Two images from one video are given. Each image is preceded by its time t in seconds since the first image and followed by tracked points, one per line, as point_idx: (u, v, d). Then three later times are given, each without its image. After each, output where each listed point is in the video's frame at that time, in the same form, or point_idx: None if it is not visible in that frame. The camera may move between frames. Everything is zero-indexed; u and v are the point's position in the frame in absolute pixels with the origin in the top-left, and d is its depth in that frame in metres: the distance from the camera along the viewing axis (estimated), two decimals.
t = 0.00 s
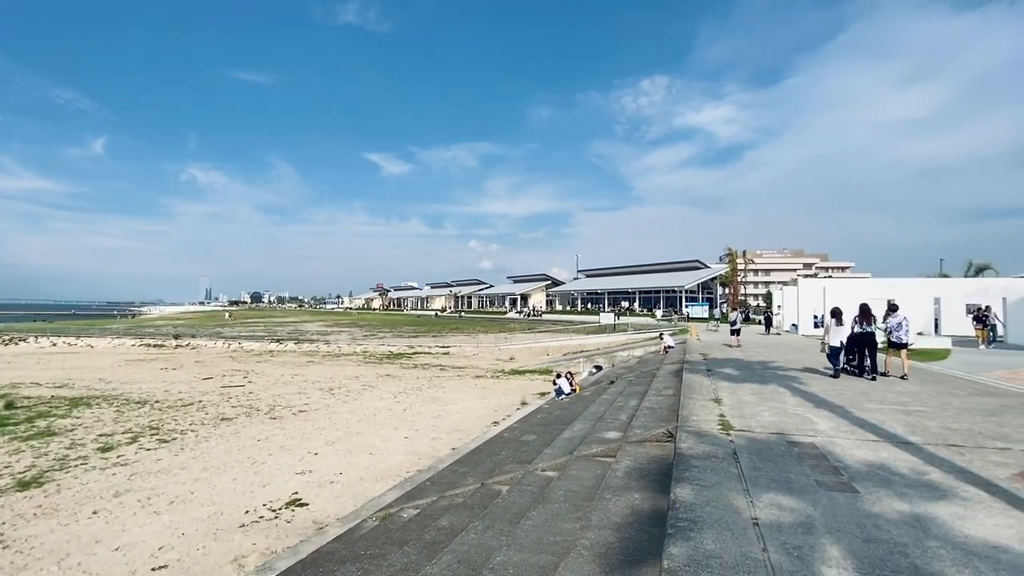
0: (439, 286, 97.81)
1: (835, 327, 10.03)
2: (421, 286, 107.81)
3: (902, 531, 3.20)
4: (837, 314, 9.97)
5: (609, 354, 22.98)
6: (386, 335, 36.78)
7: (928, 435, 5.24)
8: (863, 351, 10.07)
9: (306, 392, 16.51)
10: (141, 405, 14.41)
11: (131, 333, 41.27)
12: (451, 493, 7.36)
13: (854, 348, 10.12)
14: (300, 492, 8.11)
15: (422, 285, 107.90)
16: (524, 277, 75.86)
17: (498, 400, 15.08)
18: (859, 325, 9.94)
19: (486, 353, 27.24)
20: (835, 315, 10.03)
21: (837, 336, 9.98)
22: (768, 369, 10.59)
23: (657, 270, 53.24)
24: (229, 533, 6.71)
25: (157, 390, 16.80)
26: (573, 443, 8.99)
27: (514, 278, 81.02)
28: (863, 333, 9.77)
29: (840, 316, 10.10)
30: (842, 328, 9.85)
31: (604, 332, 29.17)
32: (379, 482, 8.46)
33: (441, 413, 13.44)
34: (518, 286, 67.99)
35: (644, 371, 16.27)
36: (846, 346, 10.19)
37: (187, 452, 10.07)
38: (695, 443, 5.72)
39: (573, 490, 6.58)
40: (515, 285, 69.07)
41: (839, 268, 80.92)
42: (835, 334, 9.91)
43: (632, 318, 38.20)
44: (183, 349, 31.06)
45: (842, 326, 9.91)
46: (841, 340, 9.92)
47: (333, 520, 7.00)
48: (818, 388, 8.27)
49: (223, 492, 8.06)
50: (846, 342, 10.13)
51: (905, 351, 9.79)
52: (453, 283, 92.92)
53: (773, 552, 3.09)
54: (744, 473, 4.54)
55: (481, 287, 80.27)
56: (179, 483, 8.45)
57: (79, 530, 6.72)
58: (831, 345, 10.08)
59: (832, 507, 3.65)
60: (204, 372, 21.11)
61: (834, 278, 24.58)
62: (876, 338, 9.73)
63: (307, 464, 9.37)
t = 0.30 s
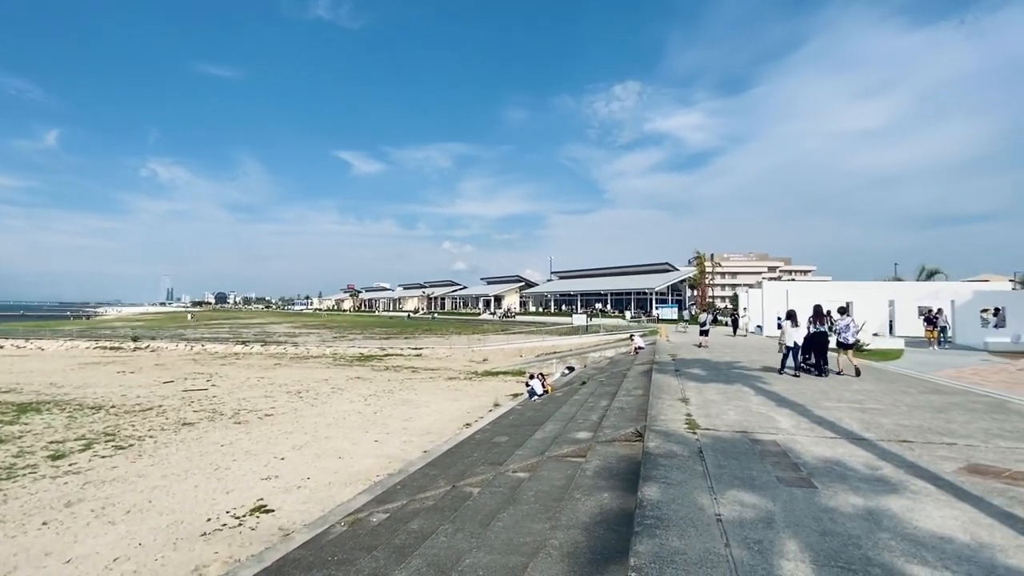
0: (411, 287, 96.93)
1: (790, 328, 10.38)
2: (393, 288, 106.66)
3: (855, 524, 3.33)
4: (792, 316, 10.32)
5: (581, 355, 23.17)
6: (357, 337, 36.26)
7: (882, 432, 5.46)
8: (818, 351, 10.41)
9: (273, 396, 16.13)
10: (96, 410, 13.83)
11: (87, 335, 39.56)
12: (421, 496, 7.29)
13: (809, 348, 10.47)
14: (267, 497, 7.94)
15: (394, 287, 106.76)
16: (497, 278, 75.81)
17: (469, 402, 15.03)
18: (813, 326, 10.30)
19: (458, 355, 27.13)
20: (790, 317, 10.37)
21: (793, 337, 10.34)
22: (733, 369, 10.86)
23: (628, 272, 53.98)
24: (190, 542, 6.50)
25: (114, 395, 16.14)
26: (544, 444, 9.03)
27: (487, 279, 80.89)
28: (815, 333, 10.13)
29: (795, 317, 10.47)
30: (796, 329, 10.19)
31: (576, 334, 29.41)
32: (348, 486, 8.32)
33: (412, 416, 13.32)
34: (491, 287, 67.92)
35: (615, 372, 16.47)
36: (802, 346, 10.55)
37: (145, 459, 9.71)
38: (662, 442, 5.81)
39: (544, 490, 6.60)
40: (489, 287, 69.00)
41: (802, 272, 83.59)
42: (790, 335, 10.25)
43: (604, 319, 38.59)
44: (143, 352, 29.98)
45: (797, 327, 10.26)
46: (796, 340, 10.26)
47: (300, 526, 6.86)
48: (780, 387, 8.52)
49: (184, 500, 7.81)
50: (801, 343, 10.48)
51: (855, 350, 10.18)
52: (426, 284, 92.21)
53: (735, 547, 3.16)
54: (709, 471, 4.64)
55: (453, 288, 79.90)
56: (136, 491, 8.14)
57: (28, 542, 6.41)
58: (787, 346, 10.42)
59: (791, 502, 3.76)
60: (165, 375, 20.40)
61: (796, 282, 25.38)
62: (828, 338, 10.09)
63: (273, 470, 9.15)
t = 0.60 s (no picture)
0: (383, 287, 95.80)
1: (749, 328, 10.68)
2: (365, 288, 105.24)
3: (814, 517, 3.44)
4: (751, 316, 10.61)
5: (553, 355, 23.30)
6: (327, 338, 35.63)
7: (840, 428, 5.65)
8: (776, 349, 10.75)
9: (238, 398, 15.69)
10: (48, 415, 13.19)
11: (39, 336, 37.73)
12: (391, 498, 7.20)
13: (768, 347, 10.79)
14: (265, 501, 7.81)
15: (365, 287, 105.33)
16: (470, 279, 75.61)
17: (441, 403, 14.93)
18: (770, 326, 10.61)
19: (431, 355, 26.94)
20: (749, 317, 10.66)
21: (752, 337, 10.72)
22: (700, 369, 11.08)
23: (600, 272, 54.60)
24: (148, 551, 6.27)
25: (68, 399, 15.43)
26: (516, 445, 9.04)
27: (460, 280, 80.61)
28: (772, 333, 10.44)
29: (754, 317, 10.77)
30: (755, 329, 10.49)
31: (549, 334, 29.56)
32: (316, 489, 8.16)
33: (383, 417, 13.16)
34: (464, 288, 67.69)
35: (586, 371, 16.61)
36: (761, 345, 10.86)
37: (100, 466, 9.31)
38: (631, 441, 5.88)
39: (515, 487, 6.62)
40: (462, 287, 68.76)
41: (767, 274, 85.97)
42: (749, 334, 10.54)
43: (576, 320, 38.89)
44: (100, 353, 28.78)
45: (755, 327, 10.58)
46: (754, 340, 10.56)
47: (265, 532, 6.68)
48: (745, 386, 8.74)
49: (142, 508, 7.52)
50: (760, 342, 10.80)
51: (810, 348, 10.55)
52: (398, 284, 91.32)
53: (700, 542, 3.22)
54: (676, 468, 4.72)
55: (426, 288, 79.35)
56: (90, 499, 7.80)
57: None
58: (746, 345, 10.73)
59: (754, 497, 3.86)
60: (124, 378, 19.62)
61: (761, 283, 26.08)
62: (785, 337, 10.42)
63: (238, 474, 8.90)
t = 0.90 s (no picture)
0: (354, 286, 94.39)
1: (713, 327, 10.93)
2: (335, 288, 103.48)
3: (775, 510, 3.56)
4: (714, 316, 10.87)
5: (526, 355, 23.36)
6: (297, 339, 34.92)
7: (801, 424, 5.84)
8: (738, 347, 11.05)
9: (202, 401, 15.22)
10: None
11: None
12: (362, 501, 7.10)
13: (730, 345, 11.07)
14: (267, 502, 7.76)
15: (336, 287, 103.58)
16: (443, 279, 75.17)
17: (413, 404, 14.80)
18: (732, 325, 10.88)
19: (403, 356, 26.67)
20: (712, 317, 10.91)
21: (715, 336, 10.98)
22: (670, 367, 11.29)
23: (574, 273, 55.04)
24: (105, 562, 6.04)
25: (17, 404, 14.70)
26: (488, 445, 9.04)
27: (433, 279, 80.07)
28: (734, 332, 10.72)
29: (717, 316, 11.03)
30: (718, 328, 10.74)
31: (522, 334, 29.62)
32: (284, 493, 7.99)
33: (353, 419, 12.97)
34: (437, 288, 67.25)
35: (558, 371, 16.72)
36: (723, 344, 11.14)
37: (53, 474, 8.91)
38: (602, 439, 5.95)
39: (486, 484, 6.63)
40: (435, 287, 68.32)
41: (734, 274, 88.21)
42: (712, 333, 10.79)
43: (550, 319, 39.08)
44: (53, 356, 27.50)
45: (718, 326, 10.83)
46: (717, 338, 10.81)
47: (230, 539, 6.51)
48: (712, 384, 8.94)
49: (96, 517, 7.22)
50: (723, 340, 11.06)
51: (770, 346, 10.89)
52: (369, 284, 90.12)
53: (667, 537, 3.30)
54: (645, 465, 4.81)
55: (399, 288, 78.53)
56: (42, 509, 7.45)
57: None
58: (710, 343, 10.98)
59: (719, 491, 3.97)
60: (79, 381, 18.81)
61: (728, 284, 26.74)
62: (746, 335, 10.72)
63: (201, 480, 8.63)
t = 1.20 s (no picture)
0: (325, 285, 92.72)
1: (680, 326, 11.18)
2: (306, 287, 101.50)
3: (739, 503, 3.66)
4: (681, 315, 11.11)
5: (500, 355, 23.38)
6: (265, 340, 34.13)
7: (764, 420, 6.02)
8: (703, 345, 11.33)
9: (165, 405, 14.74)
10: None
11: None
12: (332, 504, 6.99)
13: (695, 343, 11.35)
14: (268, 503, 7.56)
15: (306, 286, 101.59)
16: (417, 279, 74.50)
17: (386, 405, 14.66)
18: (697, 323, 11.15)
19: (375, 356, 26.36)
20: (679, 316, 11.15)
21: (682, 334, 11.22)
22: (640, 366, 11.47)
23: (547, 272, 55.32)
24: (60, 572, 5.80)
25: None
26: (461, 445, 9.03)
27: (406, 279, 79.34)
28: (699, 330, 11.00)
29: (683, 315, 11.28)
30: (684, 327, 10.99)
31: (496, 334, 29.63)
32: (251, 497, 7.81)
33: (324, 421, 12.77)
34: (410, 287, 66.69)
35: (532, 371, 16.80)
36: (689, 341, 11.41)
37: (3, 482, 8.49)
38: (574, 437, 6.01)
39: (459, 485, 6.61)
40: (408, 287, 67.70)
41: (704, 275, 90.04)
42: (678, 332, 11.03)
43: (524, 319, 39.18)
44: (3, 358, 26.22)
45: (684, 325, 11.08)
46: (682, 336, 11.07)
47: (194, 546, 6.32)
48: (681, 382, 9.13)
49: (50, 526, 6.92)
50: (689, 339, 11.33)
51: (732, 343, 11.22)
52: (341, 283, 88.70)
53: (636, 532, 3.36)
54: (615, 462, 4.88)
55: (371, 288, 77.53)
56: None
57: None
58: (676, 342, 11.22)
59: (686, 486, 4.06)
60: (32, 385, 17.99)
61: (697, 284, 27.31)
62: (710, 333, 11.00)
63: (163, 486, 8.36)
